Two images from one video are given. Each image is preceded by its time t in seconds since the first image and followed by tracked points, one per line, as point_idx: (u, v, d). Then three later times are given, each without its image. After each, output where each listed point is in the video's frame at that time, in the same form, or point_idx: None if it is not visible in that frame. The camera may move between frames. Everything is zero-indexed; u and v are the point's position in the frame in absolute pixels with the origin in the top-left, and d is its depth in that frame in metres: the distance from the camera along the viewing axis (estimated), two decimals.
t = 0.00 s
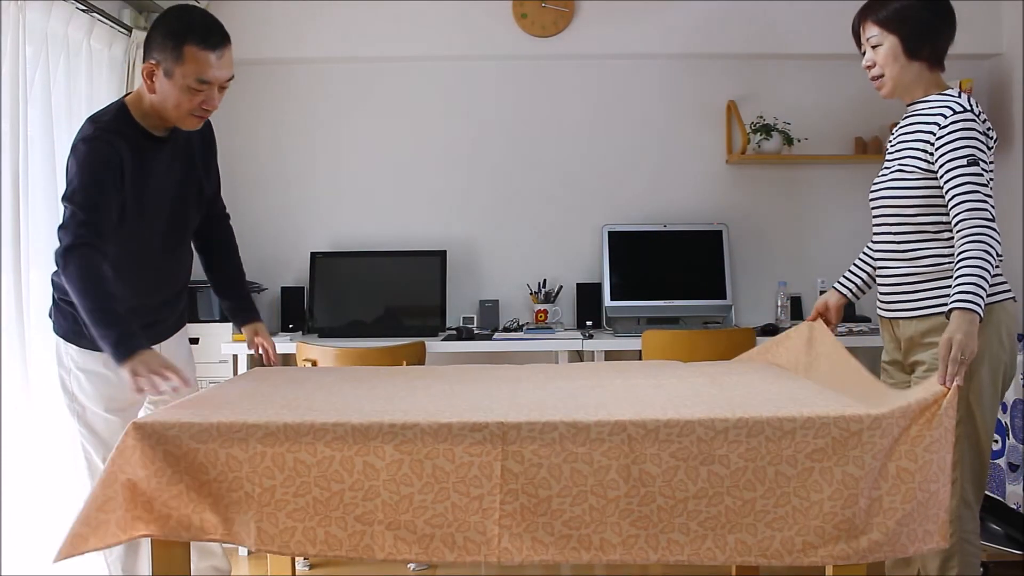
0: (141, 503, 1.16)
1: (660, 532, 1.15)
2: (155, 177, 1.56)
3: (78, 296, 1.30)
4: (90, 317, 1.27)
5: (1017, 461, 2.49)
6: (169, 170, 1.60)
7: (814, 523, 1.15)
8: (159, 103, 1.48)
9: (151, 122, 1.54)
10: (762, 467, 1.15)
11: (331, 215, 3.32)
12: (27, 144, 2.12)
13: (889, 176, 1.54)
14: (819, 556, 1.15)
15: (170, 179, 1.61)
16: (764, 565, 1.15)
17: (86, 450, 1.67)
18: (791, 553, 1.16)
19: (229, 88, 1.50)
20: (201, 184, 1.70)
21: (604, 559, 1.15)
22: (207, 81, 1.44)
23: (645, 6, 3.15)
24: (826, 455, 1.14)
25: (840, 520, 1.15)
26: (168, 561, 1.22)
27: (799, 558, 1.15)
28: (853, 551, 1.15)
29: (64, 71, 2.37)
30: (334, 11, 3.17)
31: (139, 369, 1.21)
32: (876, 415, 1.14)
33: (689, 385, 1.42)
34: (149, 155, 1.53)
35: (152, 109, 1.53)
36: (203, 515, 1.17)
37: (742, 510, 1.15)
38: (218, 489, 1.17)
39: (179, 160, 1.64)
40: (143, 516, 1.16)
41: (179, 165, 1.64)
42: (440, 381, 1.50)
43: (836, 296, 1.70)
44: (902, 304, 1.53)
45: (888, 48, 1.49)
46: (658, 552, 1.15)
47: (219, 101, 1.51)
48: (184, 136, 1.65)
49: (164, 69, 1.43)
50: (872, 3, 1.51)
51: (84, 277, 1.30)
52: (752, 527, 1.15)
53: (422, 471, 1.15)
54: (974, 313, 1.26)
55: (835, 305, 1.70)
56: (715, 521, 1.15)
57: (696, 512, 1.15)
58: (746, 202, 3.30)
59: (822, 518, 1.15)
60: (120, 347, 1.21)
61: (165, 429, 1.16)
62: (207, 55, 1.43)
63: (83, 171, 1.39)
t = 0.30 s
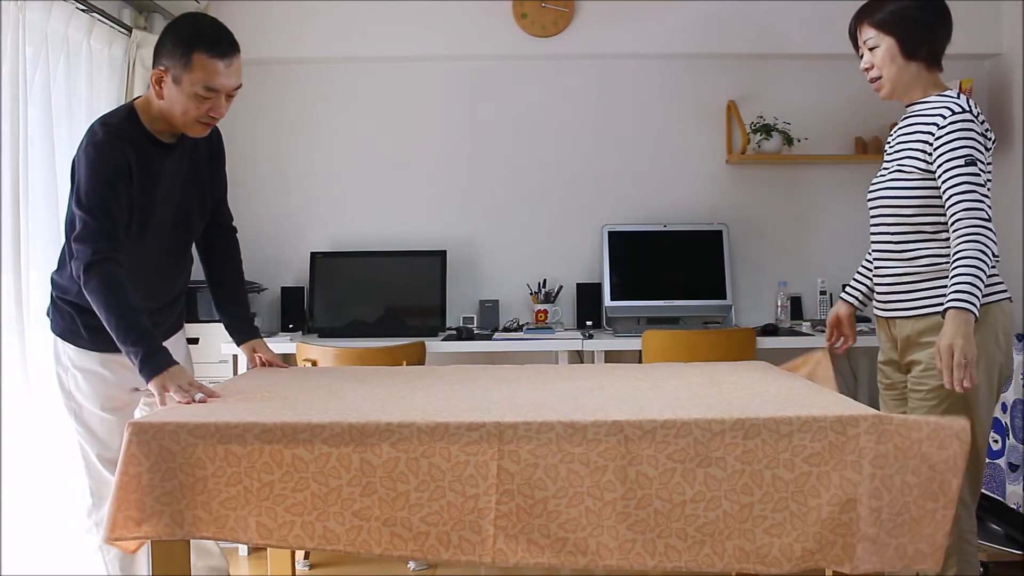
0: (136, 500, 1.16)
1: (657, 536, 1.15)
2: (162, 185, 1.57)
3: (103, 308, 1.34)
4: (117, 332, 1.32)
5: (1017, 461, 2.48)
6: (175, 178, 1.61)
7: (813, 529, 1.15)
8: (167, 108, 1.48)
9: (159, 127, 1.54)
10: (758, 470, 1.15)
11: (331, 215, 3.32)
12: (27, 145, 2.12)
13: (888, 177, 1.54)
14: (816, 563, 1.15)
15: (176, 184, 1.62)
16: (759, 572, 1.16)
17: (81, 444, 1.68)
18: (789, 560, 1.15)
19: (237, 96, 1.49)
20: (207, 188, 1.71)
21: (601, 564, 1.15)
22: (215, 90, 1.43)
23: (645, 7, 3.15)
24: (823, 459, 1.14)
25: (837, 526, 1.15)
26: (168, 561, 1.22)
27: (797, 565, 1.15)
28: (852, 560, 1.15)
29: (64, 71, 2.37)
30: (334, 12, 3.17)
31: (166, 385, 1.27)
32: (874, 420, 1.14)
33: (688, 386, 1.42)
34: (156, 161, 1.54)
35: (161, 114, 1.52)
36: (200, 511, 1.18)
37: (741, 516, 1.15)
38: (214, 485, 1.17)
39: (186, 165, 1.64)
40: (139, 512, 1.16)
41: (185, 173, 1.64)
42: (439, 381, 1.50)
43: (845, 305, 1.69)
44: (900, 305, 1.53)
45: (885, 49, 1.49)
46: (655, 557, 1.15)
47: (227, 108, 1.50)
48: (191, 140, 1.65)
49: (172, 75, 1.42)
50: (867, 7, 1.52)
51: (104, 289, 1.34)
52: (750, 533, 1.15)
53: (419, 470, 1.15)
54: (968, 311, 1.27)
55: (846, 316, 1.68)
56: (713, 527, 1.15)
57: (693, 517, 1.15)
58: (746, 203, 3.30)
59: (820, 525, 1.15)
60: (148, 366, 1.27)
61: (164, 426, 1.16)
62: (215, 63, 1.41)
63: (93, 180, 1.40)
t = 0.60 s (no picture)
0: (136, 500, 1.16)
1: (656, 537, 1.15)
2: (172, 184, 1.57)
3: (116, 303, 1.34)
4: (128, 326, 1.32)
5: (1017, 461, 2.48)
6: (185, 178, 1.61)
7: (812, 530, 1.15)
8: (179, 109, 1.48)
9: (171, 128, 1.54)
10: (758, 471, 1.15)
11: (331, 215, 3.32)
12: (27, 145, 2.12)
13: (888, 177, 1.54)
14: (823, 568, 1.15)
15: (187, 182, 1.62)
16: (761, 573, 1.15)
17: (86, 439, 1.68)
18: (788, 561, 1.15)
19: (248, 95, 1.49)
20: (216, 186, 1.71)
21: (601, 564, 1.15)
22: (227, 89, 1.43)
23: (645, 7, 3.15)
24: (823, 460, 1.14)
25: (841, 528, 1.14)
26: (168, 560, 1.22)
27: (799, 568, 1.15)
28: (859, 564, 1.14)
29: (64, 71, 2.37)
30: (334, 12, 3.17)
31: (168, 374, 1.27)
32: (873, 421, 1.14)
33: (689, 386, 1.42)
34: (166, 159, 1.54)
35: (172, 115, 1.52)
36: (199, 512, 1.18)
37: (740, 517, 1.15)
38: (213, 486, 1.17)
39: (196, 163, 1.64)
40: (138, 513, 1.16)
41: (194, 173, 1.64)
42: (439, 381, 1.50)
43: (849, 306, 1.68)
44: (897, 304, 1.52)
45: (885, 50, 1.49)
46: (655, 558, 1.15)
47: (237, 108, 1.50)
48: (201, 140, 1.65)
49: (184, 76, 1.42)
50: (865, 8, 1.52)
51: (118, 285, 1.34)
52: (750, 533, 1.15)
53: (418, 470, 1.15)
54: (945, 310, 1.27)
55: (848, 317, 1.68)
56: (713, 527, 1.15)
57: (693, 518, 1.15)
58: (746, 202, 3.30)
59: (822, 526, 1.15)
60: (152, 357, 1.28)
61: (164, 426, 1.16)
62: (226, 62, 1.42)
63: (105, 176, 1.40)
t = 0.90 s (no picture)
0: (137, 501, 1.16)
1: (655, 537, 1.15)
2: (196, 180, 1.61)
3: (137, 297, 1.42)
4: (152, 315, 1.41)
5: (1017, 461, 2.48)
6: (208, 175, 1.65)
7: (811, 528, 1.15)
8: (205, 105, 1.56)
9: (197, 126, 1.61)
10: (758, 470, 1.15)
11: (331, 215, 3.32)
12: (27, 145, 2.12)
13: (888, 178, 1.53)
14: (817, 565, 1.15)
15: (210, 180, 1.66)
16: (757, 571, 1.15)
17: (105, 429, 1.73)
18: (786, 558, 1.15)
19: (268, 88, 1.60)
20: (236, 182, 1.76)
21: (600, 562, 1.15)
22: (250, 77, 1.54)
23: (645, 7, 3.15)
24: (822, 459, 1.14)
25: (837, 527, 1.15)
26: (168, 560, 1.23)
27: (794, 565, 1.15)
28: (852, 562, 1.15)
29: (64, 71, 2.37)
30: (334, 11, 3.17)
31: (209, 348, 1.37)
32: (872, 421, 1.14)
33: (690, 386, 1.42)
34: (187, 155, 1.59)
35: (198, 112, 1.59)
36: (199, 512, 1.18)
37: (739, 515, 1.15)
38: (213, 486, 1.17)
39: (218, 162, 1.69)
40: (138, 513, 1.16)
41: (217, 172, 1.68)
42: (439, 381, 1.50)
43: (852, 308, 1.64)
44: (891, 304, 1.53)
45: (898, 52, 1.48)
46: (653, 557, 1.15)
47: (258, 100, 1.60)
48: (222, 140, 1.70)
49: (209, 69, 1.52)
50: (871, 8, 1.50)
51: (139, 278, 1.42)
52: (748, 532, 1.15)
53: (418, 470, 1.15)
54: (910, 316, 1.26)
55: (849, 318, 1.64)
56: (711, 526, 1.15)
57: (691, 517, 1.15)
58: (746, 202, 3.30)
59: (817, 523, 1.15)
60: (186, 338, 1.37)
61: (164, 426, 1.16)
62: (248, 54, 1.53)
63: (128, 174, 1.46)
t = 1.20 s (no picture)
0: (137, 501, 1.16)
1: (654, 536, 1.15)
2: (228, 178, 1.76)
3: (174, 284, 1.56)
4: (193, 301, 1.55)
5: (1017, 461, 2.48)
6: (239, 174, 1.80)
7: (809, 527, 1.15)
8: (235, 102, 1.75)
9: (226, 125, 1.78)
10: (758, 470, 1.15)
11: (331, 215, 3.32)
12: (26, 146, 2.12)
13: (884, 180, 1.53)
14: (813, 561, 1.15)
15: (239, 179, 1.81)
16: (754, 567, 1.15)
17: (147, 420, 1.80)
18: (784, 555, 1.15)
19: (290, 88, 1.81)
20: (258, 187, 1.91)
21: (599, 560, 1.15)
22: (278, 75, 1.75)
23: (645, 7, 3.15)
24: (820, 458, 1.14)
25: (834, 525, 1.15)
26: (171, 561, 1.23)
27: (791, 561, 1.15)
28: (849, 560, 1.14)
29: (63, 71, 2.37)
30: (334, 11, 3.17)
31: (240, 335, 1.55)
32: (871, 420, 1.14)
33: (689, 386, 1.42)
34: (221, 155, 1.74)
35: (227, 111, 1.77)
36: (199, 512, 1.18)
37: (737, 514, 1.15)
38: (213, 486, 1.17)
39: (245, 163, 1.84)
40: (139, 513, 1.16)
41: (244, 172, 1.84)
42: (438, 381, 1.50)
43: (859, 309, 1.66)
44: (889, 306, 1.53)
45: (888, 51, 1.47)
46: (652, 554, 1.15)
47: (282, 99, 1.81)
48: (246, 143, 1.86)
49: (241, 69, 1.72)
50: (864, 7, 1.50)
51: (181, 266, 1.55)
52: (747, 531, 1.15)
53: (418, 469, 1.15)
54: (898, 329, 1.25)
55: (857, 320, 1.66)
56: (709, 525, 1.15)
57: (690, 516, 1.15)
58: (745, 202, 3.30)
59: (814, 521, 1.15)
60: (219, 324, 1.53)
61: (164, 426, 1.16)
62: (275, 55, 1.75)
63: (170, 170, 1.61)
